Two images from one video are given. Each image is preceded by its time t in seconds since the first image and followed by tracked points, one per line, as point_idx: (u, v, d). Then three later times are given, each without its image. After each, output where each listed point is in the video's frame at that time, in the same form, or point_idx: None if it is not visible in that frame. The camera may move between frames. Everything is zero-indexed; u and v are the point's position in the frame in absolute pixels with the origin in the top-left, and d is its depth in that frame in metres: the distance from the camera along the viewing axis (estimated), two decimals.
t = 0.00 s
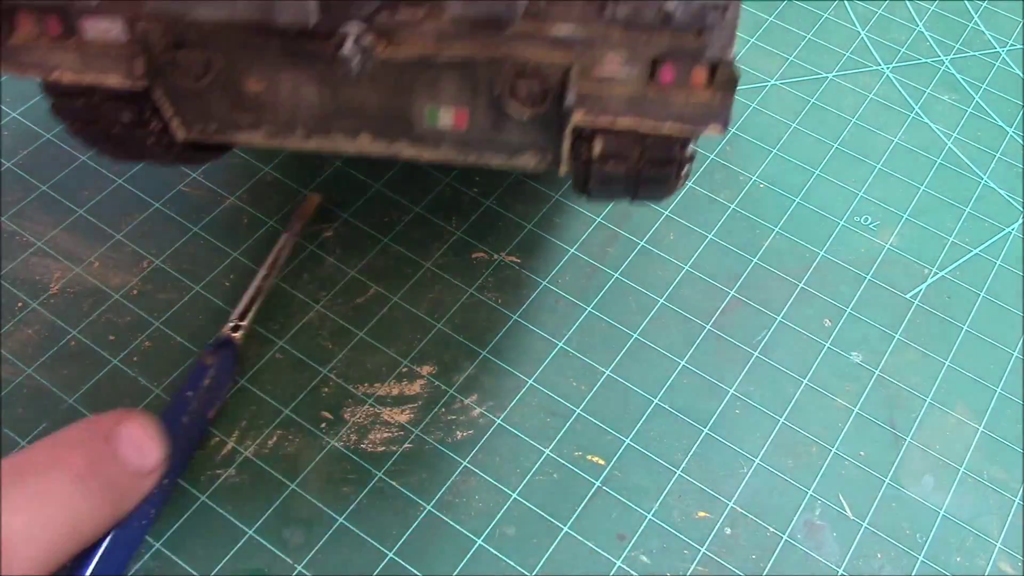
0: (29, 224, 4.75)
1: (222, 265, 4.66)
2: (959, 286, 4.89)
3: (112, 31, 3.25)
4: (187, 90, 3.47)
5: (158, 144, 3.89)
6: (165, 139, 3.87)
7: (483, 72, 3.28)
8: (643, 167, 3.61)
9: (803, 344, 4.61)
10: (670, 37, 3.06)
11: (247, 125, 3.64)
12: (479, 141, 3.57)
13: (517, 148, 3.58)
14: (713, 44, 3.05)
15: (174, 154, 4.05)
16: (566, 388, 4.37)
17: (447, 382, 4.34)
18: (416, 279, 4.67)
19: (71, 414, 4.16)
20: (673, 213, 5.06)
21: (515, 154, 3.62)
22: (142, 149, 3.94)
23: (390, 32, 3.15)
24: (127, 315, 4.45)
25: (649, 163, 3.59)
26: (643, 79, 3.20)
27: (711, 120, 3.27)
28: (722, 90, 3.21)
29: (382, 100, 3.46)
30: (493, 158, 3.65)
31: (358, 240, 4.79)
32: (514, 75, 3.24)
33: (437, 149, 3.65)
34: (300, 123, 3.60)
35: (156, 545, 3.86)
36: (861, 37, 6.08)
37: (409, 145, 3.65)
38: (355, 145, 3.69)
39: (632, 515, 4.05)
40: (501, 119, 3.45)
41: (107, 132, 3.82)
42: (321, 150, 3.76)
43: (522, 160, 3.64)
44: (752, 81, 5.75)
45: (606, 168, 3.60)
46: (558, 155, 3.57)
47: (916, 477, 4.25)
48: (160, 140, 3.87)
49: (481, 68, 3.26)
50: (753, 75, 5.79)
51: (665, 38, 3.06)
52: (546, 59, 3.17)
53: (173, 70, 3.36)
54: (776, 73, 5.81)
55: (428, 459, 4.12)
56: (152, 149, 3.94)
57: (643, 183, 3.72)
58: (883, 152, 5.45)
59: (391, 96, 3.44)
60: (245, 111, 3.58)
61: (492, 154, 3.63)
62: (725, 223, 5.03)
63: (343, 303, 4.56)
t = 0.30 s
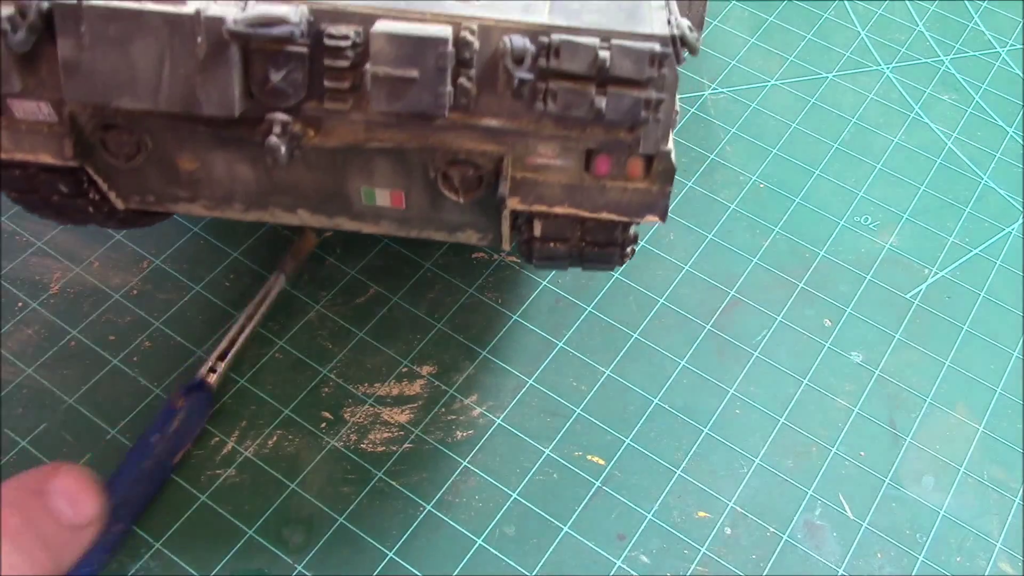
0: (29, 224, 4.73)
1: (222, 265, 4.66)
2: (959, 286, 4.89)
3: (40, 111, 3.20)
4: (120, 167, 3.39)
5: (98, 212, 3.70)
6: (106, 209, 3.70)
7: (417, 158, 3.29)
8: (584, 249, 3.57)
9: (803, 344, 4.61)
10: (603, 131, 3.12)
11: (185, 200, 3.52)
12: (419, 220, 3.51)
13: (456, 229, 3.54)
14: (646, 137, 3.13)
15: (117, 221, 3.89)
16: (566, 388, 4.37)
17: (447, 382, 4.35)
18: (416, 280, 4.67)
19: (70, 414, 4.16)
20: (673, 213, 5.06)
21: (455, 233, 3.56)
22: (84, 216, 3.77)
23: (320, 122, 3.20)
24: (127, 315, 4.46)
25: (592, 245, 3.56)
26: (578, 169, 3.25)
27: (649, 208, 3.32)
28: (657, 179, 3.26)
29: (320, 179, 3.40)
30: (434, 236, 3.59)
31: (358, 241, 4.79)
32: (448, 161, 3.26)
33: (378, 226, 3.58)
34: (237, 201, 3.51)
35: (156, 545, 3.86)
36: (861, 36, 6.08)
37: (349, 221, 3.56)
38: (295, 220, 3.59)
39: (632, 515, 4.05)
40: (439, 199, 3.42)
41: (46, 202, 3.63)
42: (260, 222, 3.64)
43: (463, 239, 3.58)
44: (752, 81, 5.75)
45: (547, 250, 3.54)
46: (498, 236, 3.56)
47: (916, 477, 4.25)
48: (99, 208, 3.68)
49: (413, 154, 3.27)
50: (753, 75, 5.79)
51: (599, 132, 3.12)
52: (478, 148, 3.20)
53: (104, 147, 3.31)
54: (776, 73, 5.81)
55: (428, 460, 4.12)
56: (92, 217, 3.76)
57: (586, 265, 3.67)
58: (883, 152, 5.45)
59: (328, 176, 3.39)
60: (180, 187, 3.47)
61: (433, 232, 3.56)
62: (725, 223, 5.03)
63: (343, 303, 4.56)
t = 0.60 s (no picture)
0: (29, 224, 4.75)
1: (222, 265, 4.65)
2: (959, 286, 4.89)
3: (32, 113, 3.21)
4: (113, 168, 3.38)
5: (90, 216, 3.71)
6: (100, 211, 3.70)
7: (411, 159, 3.21)
8: (580, 251, 3.49)
9: (803, 344, 4.61)
10: (599, 133, 3.05)
11: (178, 202, 3.51)
12: (414, 223, 3.46)
13: (452, 231, 3.48)
14: (643, 141, 3.04)
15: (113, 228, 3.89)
16: (566, 387, 4.37)
17: (447, 382, 4.35)
18: (416, 280, 4.67)
19: (70, 414, 4.17)
20: (673, 214, 5.06)
21: (450, 236, 3.51)
22: (76, 221, 3.76)
23: (312, 124, 3.13)
24: (127, 315, 4.46)
25: (588, 248, 3.49)
26: (575, 171, 3.16)
27: (646, 213, 3.24)
28: (655, 182, 3.18)
29: (312, 181, 3.34)
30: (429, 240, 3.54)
31: (358, 241, 4.79)
32: (442, 163, 3.19)
33: (373, 229, 3.54)
34: (230, 203, 3.49)
35: (156, 545, 3.86)
36: (861, 37, 6.07)
37: (343, 224, 3.52)
38: (288, 222, 3.55)
39: (632, 515, 4.05)
40: (434, 202, 3.35)
41: (38, 205, 3.64)
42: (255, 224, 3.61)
43: (458, 241, 3.53)
44: (752, 81, 5.75)
45: (542, 253, 3.47)
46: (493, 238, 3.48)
47: (916, 477, 4.25)
48: (91, 211, 3.69)
49: (408, 157, 3.20)
50: (753, 75, 5.79)
51: (595, 134, 3.05)
52: (473, 151, 3.13)
53: (96, 148, 3.30)
54: (776, 73, 5.81)
55: (428, 460, 4.12)
56: (85, 221, 3.76)
57: (581, 266, 3.60)
58: (883, 152, 5.44)
59: (320, 178, 3.32)
60: (172, 189, 3.45)
61: (429, 236, 3.52)
62: (725, 223, 5.03)
63: (343, 302, 4.56)
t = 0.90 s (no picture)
0: (29, 224, 4.75)
1: (222, 265, 4.65)
2: (959, 286, 4.88)
3: None
4: (72, 87, 3.36)
5: (52, 146, 3.78)
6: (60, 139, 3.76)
7: (373, 71, 3.13)
8: (551, 177, 3.53)
9: (803, 344, 4.61)
10: (566, 36, 2.91)
11: (140, 126, 3.51)
12: (379, 147, 3.44)
13: (418, 156, 3.46)
14: (611, 44, 2.89)
15: (75, 161, 3.99)
16: (566, 388, 4.37)
17: (446, 382, 4.35)
18: (416, 280, 4.67)
19: (70, 414, 4.17)
20: (673, 214, 5.06)
21: (418, 163, 3.50)
22: (37, 151, 3.83)
23: (271, 29, 3.05)
24: (127, 315, 4.46)
25: (560, 173, 3.51)
26: (542, 82, 3.07)
27: (618, 126, 3.15)
28: (625, 93, 3.07)
29: (275, 99, 3.30)
30: (396, 166, 3.54)
31: (358, 241, 4.78)
32: (405, 75, 3.12)
33: (338, 157, 3.54)
34: (191, 127, 3.48)
35: (156, 545, 3.87)
36: (861, 37, 6.07)
37: (307, 150, 3.53)
38: (252, 149, 3.56)
39: (632, 515, 4.05)
40: (399, 121, 3.31)
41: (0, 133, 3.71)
42: (217, 153, 3.63)
43: (426, 167, 3.52)
44: (752, 81, 5.75)
45: (513, 178, 3.52)
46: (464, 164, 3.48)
47: (916, 477, 4.25)
48: (53, 141, 3.76)
49: (370, 66, 3.12)
50: (753, 75, 5.79)
51: (561, 37, 2.91)
52: (436, 58, 3.04)
53: (53, 66, 3.26)
54: (776, 73, 5.81)
55: (428, 460, 4.13)
56: (47, 152, 3.83)
57: (556, 194, 3.64)
58: (883, 152, 5.44)
59: (283, 95, 3.28)
60: (133, 111, 3.44)
61: (395, 161, 3.51)
62: (725, 223, 5.03)
63: (343, 302, 4.56)
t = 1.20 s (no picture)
0: (29, 224, 4.75)
1: (222, 265, 4.65)
2: (959, 286, 4.89)
3: None
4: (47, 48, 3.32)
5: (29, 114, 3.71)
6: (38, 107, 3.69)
7: (348, 30, 3.09)
8: (529, 146, 3.47)
9: (803, 344, 4.61)
10: None
11: (115, 91, 3.47)
12: (357, 114, 3.41)
13: (395, 124, 3.42)
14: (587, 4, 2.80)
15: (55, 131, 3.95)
16: (566, 388, 4.37)
17: (446, 382, 4.35)
18: (416, 280, 4.67)
19: (70, 414, 4.17)
20: (673, 213, 5.06)
21: (396, 131, 3.46)
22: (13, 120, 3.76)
23: None
24: (127, 315, 4.46)
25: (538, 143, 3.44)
26: (519, 43, 2.99)
27: (595, 92, 3.05)
28: (604, 57, 2.98)
29: (251, 62, 3.27)
30: (374, 136, 3.51)
31: (358, 241, 4.78)
32: (379, 35, 3.06)
33: (315, 125, 3.50)
34: (167, 91, 3.44)
35: (156, 545, 3.87)
36: (861, 37, 6.07)
37: (284, 119, 3.50)
38: (230, 117, 3.54)
39: (632, 515, 4.06)
40: (375, 84, 3.27)
41: None
42: (194, 122, 3.60)
43: (404, 137, 3.49)
44: (752, 81, 5.75)
45: (491, 147, 3.46)
46: (441, 133, 3.44)
47: (915, 477, 4.25)
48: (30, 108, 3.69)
49: (344, 24, 3.07)
50: (753, 75, 5.79)
51: None
52: (411, 16, 2.97)
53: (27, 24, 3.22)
54: (776, 73, 5.81)
55: (428, 460, 4.13)
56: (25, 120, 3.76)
57: (535, 163, 3.58)
58: (883, 152, 5.44)
59: (259, 57, 3.25)
60: (109, 74, 3.40)
61: (373, 130, 3.48)
62: (725, 223, 5.03)
63: (343, 302, 4.56)
